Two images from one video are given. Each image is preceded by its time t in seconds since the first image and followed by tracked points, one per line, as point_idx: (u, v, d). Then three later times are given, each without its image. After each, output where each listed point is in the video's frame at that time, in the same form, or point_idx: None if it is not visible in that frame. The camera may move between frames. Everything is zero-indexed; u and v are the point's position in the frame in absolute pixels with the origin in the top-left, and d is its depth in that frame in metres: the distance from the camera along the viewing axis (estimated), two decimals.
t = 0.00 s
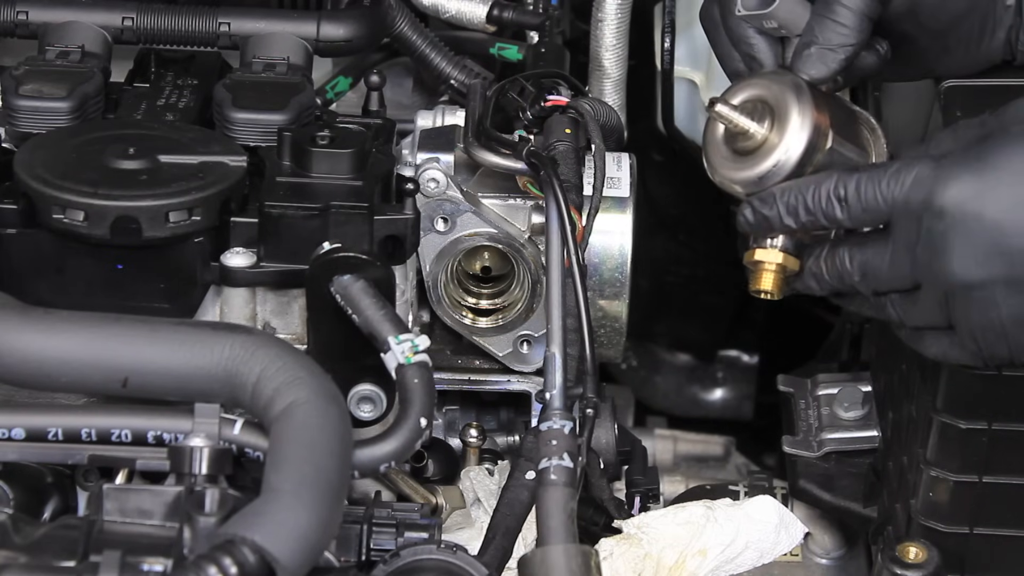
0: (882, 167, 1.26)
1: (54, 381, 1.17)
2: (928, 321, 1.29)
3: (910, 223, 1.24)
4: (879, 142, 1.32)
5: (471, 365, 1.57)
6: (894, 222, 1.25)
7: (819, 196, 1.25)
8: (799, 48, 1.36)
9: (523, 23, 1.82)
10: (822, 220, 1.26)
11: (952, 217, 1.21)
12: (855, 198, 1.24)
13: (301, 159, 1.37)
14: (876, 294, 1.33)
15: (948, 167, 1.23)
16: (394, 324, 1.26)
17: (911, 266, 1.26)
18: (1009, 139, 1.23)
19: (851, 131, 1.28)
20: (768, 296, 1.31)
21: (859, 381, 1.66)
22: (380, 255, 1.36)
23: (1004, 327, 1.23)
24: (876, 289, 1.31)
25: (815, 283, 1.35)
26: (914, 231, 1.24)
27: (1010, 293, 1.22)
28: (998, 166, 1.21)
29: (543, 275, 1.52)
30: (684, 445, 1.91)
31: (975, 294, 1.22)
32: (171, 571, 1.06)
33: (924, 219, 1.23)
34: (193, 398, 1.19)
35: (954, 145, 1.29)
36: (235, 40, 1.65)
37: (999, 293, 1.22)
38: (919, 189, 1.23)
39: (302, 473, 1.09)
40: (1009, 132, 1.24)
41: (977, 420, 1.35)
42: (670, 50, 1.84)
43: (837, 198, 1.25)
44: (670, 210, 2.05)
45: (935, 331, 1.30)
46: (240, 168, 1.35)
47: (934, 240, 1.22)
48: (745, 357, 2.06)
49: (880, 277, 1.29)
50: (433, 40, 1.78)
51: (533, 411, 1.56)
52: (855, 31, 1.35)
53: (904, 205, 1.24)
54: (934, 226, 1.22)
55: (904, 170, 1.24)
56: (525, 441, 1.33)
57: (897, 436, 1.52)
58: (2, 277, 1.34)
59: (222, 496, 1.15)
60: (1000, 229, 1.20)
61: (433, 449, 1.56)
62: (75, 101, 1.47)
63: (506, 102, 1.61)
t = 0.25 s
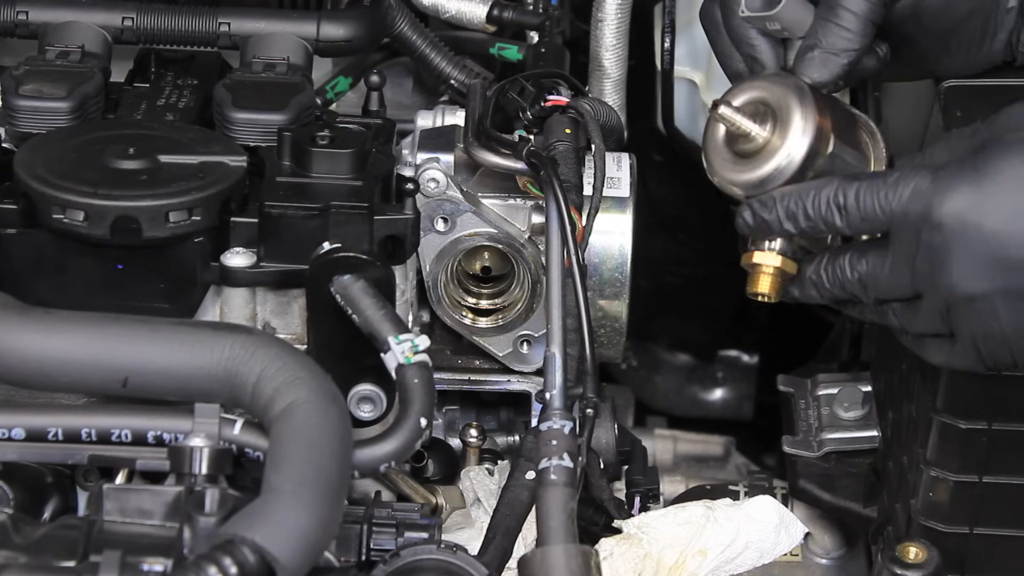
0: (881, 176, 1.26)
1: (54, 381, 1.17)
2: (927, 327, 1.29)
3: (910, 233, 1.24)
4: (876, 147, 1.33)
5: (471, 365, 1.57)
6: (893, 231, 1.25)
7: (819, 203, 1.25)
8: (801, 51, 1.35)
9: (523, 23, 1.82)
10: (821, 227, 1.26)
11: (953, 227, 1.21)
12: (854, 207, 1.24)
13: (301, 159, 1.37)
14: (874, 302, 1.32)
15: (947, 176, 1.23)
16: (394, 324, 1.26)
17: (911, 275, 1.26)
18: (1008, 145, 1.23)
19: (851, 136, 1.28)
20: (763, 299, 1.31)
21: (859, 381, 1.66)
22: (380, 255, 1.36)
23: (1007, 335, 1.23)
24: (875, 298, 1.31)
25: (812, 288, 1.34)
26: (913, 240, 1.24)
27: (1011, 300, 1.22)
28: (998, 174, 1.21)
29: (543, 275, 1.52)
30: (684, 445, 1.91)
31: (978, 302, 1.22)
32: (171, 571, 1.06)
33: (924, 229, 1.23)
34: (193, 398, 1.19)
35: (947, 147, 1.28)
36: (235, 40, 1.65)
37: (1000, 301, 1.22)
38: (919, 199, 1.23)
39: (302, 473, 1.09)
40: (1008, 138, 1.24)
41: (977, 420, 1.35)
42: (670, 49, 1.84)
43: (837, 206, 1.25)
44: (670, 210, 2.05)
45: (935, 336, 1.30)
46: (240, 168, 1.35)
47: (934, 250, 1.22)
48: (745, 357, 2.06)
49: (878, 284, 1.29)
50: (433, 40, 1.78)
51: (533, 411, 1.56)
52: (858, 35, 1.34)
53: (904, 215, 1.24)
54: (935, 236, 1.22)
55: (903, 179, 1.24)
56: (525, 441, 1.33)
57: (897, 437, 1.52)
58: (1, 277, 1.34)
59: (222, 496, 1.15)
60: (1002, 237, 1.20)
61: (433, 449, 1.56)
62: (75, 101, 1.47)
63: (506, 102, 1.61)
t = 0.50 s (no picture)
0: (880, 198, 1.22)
1: (54, 381, 1.17)
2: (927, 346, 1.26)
3: (908, 258, 1.22)
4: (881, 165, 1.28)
5: (471, 365, 1.57)
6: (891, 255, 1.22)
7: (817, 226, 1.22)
8: (806, 70, 1.29)
9: (523, 23, 1.82)
10: (819, 250, 1.23)
11: (951, 252, 1.19)
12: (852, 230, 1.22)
13: (301, 159, 1.37)
14: (875, 320, 1.30)
15: (943, 201, 1.20)
16: (394, 324, 1.26)
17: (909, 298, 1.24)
18: (1004, 164, 1.20)
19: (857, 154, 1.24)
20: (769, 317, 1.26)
21: (860, 381, 1.66)
22: (380, 255, 1.36)
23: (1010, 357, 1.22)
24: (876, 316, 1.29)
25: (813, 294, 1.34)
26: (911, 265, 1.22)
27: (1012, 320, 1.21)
28: (995, 197, 1.19)
29: (543, 275, 1.52)
30: (684, 445, 1.91)
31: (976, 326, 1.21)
32: (171, 571, 1.06)
33: (922, 254, 1.20)
34: (193, 398, 1.19)
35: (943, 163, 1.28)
36: (235, 40, 1.65)
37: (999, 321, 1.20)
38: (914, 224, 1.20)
39: (302, 473, 1.09)
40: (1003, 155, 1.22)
41: (976, 420, 1.35)
42: (670, 49, 1.84)
43: (835, 230, 1.22)
44: (670, 211, 2.05)
45: (936, 353, 1.28)
46: (240, 168, 1.35)
47: (934, 274, 1.20)
48: (745, 357, 2.06)
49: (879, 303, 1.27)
50: (433, 40, 1.78)
51: (533, 411, 1.55)
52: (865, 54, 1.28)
53: (902, 240, 1.21)
54: (934, 262, 1.20)
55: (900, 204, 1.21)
56: (525, 441, 1.32)
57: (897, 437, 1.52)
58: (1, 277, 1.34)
59: (222, 495, 1.15)
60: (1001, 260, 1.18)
61: (433, 449, 1.56)
62: (75, 101, 1.47)
63: (506, 102, 1.61)
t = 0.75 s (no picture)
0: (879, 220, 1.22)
1: (54, 381, 1.17)
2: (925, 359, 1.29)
3: (908, 283, 1.22)
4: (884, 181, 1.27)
5: (471, 365, 1.57)
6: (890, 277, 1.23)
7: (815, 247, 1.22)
8: (817, 84, 1.26)
9: (523, 23, 1.82)
10: (816, 268, 1.24)
11: (950, 277, 1.19)
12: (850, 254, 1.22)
13: (301, 159, 1.37)
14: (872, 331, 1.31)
15: (943, 226, 1.20)
16: (394, 324, 1.26)
17: (908, 316, 1.25)
18: (1004, 187, 1.20)
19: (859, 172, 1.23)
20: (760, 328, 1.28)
21: (860, 381, 1.66)
22: (380, 255, 1.36)
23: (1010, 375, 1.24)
24: (873, 327, 1.30)
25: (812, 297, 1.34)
26: (911, 289, 1.22)
27: (1012, 339, 1.23)
28: (995, 222, 1.18)
29: (543, 275, 1.52)
30: (684, 445, 1.91)
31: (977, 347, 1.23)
32: (171, 571, 1.06)
33: (923, 279, 1.21)
34: (193, 398, 1.19)
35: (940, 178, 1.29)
36: (235, 40, 1.65)
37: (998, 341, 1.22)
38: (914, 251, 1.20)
39: (302, 473, 1.09)
40: (1002, 174, 1.21)
41: (976, 420, 1.35)
42: (670, 49, 1.85)
43: (833, 252, 1.22)
44: (670, 210, 2.05)
45: (935, 366, 1.30)
46: (240, 168, 1.35)
47: (932, 299, 1.21)
48: (745, 357, 2.06)
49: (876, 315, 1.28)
50: (433, 40, 1.78)
51: (533, 411, 1.55)
52: (877, 75, 1.25)
53: (902, 265, 1.21)
54: (933, 288, 1.20)
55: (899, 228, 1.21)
56: (525, 441, 1.32)
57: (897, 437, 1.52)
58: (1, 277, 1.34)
59: (222, 495, 1.15)
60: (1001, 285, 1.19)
61: (433, 449, 1.56)
62: (75, 101, 1.47)
63: (506, 102, 1.61)
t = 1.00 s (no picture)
0: (878, 229, 1.23)
1: (54, 381, 1.17)
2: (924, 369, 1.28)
3: (906, 294, 1.23)
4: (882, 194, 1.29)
5: (471, 365, 1.57)
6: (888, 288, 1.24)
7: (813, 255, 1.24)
8: (818, 90, 1.25)
9: (523, 23, 1.82)
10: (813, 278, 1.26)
11: (949, 289, 1.20)
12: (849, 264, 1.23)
13: (301, 159, 1.37)
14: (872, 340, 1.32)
15: (943, 238, 1.21)
16: (394, 324, 1.26)
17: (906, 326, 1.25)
18: (1003, 197, 1.20)
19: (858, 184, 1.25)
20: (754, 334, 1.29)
21: (860, 380, 1.66)
22: (380, 255, 1.36)
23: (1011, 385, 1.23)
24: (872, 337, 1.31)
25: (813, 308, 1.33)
26: (909, 300, 1.23)
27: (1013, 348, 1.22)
28: (993, 234, 1.19)
29: (543, 275, 1.52)
30: (684, 445, 1.90)
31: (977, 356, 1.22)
32: (171, 571, 1.06)
33: (922, 291, 1.21)
34: (193, 398, 1.19)
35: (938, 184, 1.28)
36: (235, 40, 1.65)
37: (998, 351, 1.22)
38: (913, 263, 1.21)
39: (302, 473, 1.09)
40: (1003, 184, 1.21)
41: (976, 420, 1.35)
42: (670, 49, 1.85)
43: (831, 263, 1.23)
44: (670, 210, 2.05)
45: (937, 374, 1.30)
46: (240, 168, 1.35)
47: (931, 311, 1.22)
48: (745, 357, 2.06)
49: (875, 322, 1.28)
50: (433, 40, 1.78)
51: (533, 411, 1.55)
52: (880, 84, 1.26)
53: (901, 277, 1.22)
54: (934, 299, 1.21)
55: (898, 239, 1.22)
56: (525, 441, 1.32)
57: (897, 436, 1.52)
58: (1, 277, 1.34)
59: (222, 495, 1.15)
60: (1001, 296, 1.19)
61: (432, 449, 1.56)
62: (75, 101, 1.47)
63: (506, 102, 1.61)
